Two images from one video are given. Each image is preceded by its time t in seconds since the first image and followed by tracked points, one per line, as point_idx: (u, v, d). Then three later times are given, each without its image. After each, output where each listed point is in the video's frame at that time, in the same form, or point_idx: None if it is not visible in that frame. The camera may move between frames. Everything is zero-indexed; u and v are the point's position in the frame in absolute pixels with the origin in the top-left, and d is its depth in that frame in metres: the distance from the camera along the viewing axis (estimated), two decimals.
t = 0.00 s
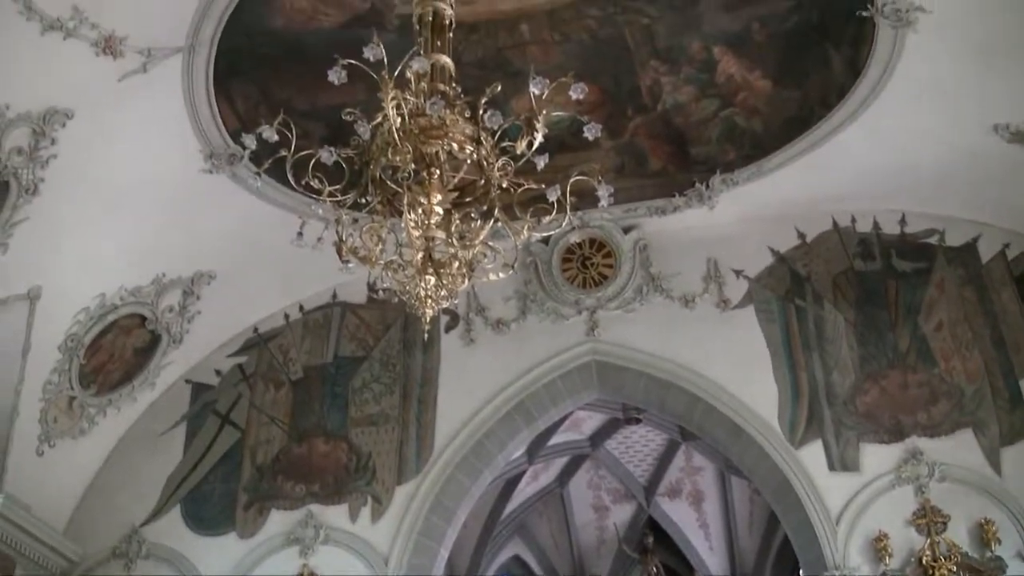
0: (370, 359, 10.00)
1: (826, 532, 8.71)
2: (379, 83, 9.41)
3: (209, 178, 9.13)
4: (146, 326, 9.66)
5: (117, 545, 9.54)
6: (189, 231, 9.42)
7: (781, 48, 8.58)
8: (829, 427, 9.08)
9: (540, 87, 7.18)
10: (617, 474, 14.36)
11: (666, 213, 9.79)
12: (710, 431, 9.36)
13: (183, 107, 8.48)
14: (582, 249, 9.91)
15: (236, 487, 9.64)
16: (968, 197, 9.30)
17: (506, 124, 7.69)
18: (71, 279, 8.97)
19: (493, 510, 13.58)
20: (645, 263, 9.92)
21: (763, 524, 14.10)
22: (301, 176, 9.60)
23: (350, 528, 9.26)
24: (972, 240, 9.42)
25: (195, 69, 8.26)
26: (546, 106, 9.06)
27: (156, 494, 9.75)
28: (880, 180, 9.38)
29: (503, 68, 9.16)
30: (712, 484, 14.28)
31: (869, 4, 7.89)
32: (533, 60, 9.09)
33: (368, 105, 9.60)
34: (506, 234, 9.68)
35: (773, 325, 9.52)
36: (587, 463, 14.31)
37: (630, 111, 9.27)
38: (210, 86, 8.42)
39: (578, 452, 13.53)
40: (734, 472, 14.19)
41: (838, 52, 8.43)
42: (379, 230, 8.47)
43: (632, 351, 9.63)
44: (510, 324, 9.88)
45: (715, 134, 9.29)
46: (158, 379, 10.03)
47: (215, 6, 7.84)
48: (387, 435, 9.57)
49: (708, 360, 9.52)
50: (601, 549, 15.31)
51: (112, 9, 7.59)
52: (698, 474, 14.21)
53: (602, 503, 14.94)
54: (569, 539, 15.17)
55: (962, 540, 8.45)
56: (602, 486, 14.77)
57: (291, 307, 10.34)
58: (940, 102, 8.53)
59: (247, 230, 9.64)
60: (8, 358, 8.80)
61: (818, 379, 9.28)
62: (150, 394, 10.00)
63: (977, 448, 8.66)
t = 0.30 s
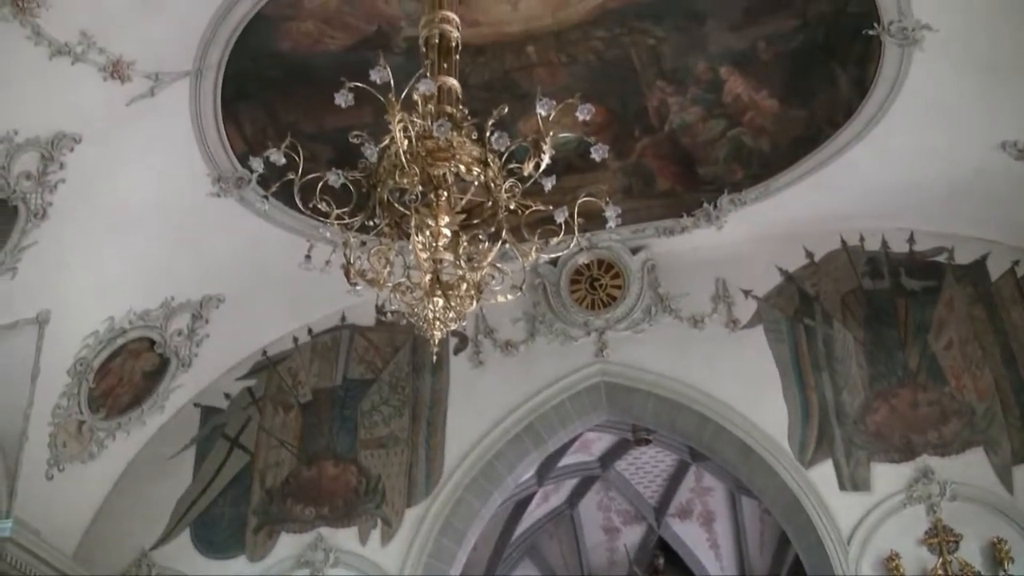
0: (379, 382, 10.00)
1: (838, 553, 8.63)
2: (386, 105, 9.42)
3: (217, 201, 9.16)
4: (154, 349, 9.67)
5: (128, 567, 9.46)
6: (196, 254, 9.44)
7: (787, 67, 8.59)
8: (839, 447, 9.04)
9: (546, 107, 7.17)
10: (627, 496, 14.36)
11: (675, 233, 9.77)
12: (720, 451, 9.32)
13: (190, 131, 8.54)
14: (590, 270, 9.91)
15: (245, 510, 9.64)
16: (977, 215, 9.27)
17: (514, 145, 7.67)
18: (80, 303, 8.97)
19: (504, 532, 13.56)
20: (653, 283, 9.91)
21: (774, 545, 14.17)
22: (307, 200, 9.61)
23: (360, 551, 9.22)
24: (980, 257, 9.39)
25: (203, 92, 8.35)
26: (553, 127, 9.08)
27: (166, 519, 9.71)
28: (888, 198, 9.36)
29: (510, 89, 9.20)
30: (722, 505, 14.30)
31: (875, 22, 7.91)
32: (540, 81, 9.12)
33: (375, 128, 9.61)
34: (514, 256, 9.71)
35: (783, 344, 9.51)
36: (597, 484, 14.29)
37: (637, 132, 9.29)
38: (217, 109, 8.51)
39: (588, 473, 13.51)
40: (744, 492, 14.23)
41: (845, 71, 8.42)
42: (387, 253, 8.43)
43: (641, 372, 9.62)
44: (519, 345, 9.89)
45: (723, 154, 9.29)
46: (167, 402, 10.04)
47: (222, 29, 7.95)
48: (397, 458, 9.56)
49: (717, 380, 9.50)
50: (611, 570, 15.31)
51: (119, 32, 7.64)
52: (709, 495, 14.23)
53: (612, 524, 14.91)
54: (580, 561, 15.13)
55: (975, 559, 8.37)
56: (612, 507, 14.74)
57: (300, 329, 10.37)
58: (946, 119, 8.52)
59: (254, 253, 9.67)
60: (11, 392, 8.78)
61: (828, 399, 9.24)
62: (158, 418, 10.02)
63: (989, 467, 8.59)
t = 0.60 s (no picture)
0: (378, 401, 9.97)
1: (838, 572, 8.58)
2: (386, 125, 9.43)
3: (216, 221, 9.17)
4: (153, 369, 9.65)
5: None
6: (195, 274, 9.44)
7: (784, 86, 8.63)
8: (839, 465, 9.02)
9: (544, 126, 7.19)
10: (627, 515, 14.36)
11: (674, 252, 9.79)
12: (720, 470, 9.27)
13: (189, 151, 8.55)
14: (589, 289, 9.91)
15: (245, 530, 9.53)
16: (976, 232, 9.27)
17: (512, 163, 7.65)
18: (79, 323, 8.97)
19: (503, 551, 13.56)
20: (652, 302, 9.92)
21: (774, 564, 14.13)
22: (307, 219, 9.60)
23: (359, 571, 9.15)
24: (979, 275, 9.37)
25: (202, 113, 8.36)
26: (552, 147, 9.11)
27: (164, 537, 9.63)
28: (886, 217, 9.36)
29: (509, 108, 9.25)
30: (722, 524, 14.29)
31: (874, 40, 7.91)
32: (539, 100, 9.20)
33: (374, 147, 9.62)
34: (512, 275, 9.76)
35: (782, 363, 9.49)
36: (597, 503, 14.30)
37: (636, 151, 9.33)
38: (216, 130, 8.52)
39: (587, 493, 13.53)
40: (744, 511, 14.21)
41: (843, 89, 8.45)
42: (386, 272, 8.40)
43: (641, 391, 9.61)
44: (518, 365, 9.88)
45: (722, 173, 9.32)
46: (166, 422, 10.03)
47: (222, 50, 7.97)
48: (397, 477, 9.54)
49: (717, 399, 9.47)
50: None
51: (118, 52, 7.65)
52: (709, 514, 14.23)
53: (613, 544, 14.89)
54: None
55: None
56: (612, 527, 14.74)
57: (299, 349, 10.36)
58: (945, 137, 8.52)
59: (253, 272, 9.66)
60: (10, 411, 8.85)
61: (828, 418, 9.22)
62: (157, 439, 10.01)
63: (989, 484, 8.56)
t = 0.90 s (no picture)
0: (378, 422, 9.95)
1: None
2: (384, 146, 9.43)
3: (216, 242, 9.17)
4: (152, 390, 9.64)
5: None
6: (194, 294, 9.44)
7: (782, 105, 8.68)
8: (840, 485, 8.98)
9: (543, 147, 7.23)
10: (628, 535, 14.36)
11: (673, 271, 9.79)
12: (720, 490, 9.27)
13: (189, 172, 8.55)
14: (588, 309, 9.91)
15: (244, 551, 9.49)
16: (975, 250, 9.24)
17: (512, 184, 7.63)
18: (78, 343, 8.97)
19: (504, 571, 13.57)
20: (652, 321, 9.92)
21: None
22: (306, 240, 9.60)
23: None
24: (980, 293, 9.33)
25: (201, 133, 8.35)
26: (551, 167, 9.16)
27: (163, 559, 9.57)
28: (886, 235, 9.36)
29: (507, 128, 9.27)
30: (723, 542, 14.28)
31: (872, 60, 7.95)
32: (538, 120, 9.24)
33: (373, 168, 9.62)
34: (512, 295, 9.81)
35: (782, 382, 9.46)
36: (598, 523, 14.32)
37: (635, 170, 9.35)
38: (215, 150, 8.51)
39: (588, 512, 13.54)
40: (745, 530, 14.20)
41: (842, 109, 8.50)
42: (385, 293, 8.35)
43: (640, 411, 9.60)
44: (517, 385, 9.87)
45: (721, 193, 9.34)
46: (166, 443, 10.01)
47: (221, 70, 7.95)
48: (397, 497, 9.52)
49: (719, 420, 9.44)
50: None
51: (118, 73, 7.66)
52: (709, 532, 14.23)
53: (614, 563, 14.89)
54: None
55: None
56: (613, 546, 14.74)
57: (298, 369, 10.35)
58: (944, 155, 8.52)
59: (252, 293, 9.65)
60: (10, 430, 8.86)
61: (829, 438, 9.18)
62: (156, 459, 9.99)
63: (990, 503, 8.51)
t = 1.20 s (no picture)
0: (377, 444, 9.64)
1: None
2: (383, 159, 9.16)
3: (211, 258, 8.91)
4: (144, 412, 9.35)
5: None
6: (188, 313, 9.17)
7: (793, 116, 8.46)
8: (856, 510, 8.62)
9: (546, 159, 6.97)
10: (636, 560, 14.03)
11: (682, 288, 9.50)
12: (732, 514, 8.93)
13: (183, 185, 8.33)
14: (594, 327, 9.64)
15: None
16: (993, 264, 8.94)
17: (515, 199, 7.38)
18: (68, 363, 8.69)
19: None
20: (659, 339, 9.62)
21: None
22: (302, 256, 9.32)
23: None
24: (999, 309, 9.00)
25: (196, 145, 8.13)
26: (555, 180, 8.95)
27: None
28: (901, 250, 9.09)
29: (510, 141, 9.03)
30: (734, 567, 13.94)
31: (886, 69, 7.74)
32: (542, 133, 8.99)
33: (373, 182, 9.35)
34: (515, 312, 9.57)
35: (795, 402, 9.14)
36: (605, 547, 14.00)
37: (642, 184, 9.10)
38: (210, 162, 8.29)
39: (594, 537, 13.23)
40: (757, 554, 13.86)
41: (855, 121, 8.27)
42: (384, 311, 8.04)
43: (648, 432, 9.28)
44: (522, 406, 9.57)
45: (730, 208, 9.09)
46: (158, 466, 9.72)
47: (216, 81, 7.75)
48: (397, 522, 9.19)
49: (731, 441, 9.11)
50: None
51: (111, 84, 7.43)
52: (720, 557, 13.90)
53: None
54: None
55: None
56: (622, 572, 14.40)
57: (295, 390, 10.03)
58: (961, 166, 8.26)
59: (248, 311, 9.38)
60: None
61: (843, 460, 8.84)
62: (148, 482, 9.70)
63: (1012, 527, 8.15)
